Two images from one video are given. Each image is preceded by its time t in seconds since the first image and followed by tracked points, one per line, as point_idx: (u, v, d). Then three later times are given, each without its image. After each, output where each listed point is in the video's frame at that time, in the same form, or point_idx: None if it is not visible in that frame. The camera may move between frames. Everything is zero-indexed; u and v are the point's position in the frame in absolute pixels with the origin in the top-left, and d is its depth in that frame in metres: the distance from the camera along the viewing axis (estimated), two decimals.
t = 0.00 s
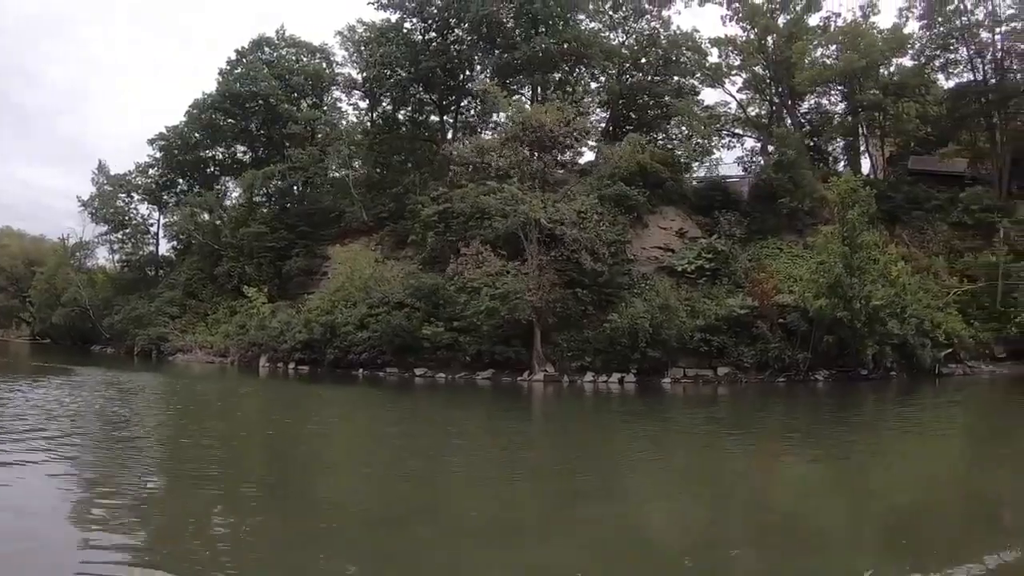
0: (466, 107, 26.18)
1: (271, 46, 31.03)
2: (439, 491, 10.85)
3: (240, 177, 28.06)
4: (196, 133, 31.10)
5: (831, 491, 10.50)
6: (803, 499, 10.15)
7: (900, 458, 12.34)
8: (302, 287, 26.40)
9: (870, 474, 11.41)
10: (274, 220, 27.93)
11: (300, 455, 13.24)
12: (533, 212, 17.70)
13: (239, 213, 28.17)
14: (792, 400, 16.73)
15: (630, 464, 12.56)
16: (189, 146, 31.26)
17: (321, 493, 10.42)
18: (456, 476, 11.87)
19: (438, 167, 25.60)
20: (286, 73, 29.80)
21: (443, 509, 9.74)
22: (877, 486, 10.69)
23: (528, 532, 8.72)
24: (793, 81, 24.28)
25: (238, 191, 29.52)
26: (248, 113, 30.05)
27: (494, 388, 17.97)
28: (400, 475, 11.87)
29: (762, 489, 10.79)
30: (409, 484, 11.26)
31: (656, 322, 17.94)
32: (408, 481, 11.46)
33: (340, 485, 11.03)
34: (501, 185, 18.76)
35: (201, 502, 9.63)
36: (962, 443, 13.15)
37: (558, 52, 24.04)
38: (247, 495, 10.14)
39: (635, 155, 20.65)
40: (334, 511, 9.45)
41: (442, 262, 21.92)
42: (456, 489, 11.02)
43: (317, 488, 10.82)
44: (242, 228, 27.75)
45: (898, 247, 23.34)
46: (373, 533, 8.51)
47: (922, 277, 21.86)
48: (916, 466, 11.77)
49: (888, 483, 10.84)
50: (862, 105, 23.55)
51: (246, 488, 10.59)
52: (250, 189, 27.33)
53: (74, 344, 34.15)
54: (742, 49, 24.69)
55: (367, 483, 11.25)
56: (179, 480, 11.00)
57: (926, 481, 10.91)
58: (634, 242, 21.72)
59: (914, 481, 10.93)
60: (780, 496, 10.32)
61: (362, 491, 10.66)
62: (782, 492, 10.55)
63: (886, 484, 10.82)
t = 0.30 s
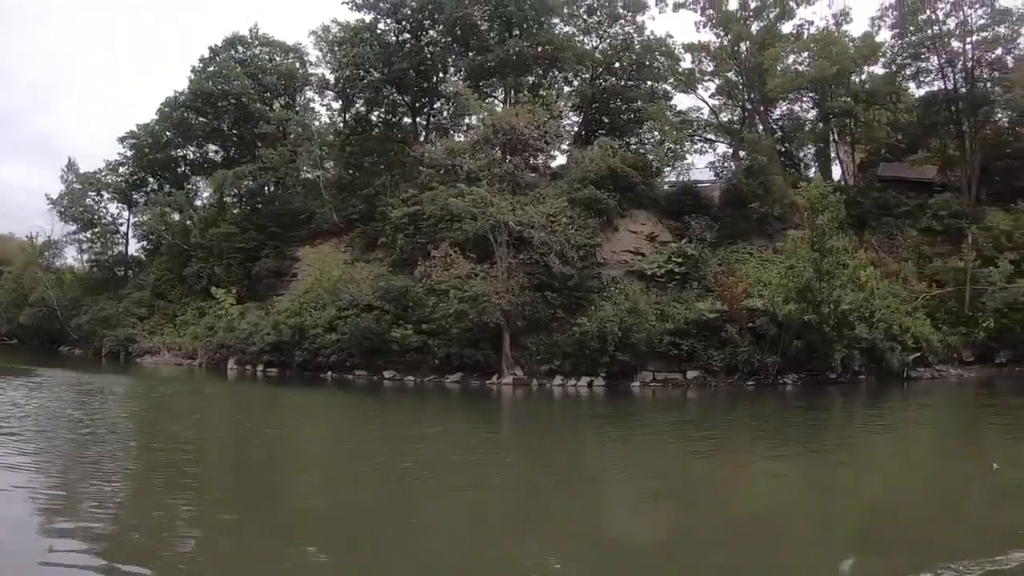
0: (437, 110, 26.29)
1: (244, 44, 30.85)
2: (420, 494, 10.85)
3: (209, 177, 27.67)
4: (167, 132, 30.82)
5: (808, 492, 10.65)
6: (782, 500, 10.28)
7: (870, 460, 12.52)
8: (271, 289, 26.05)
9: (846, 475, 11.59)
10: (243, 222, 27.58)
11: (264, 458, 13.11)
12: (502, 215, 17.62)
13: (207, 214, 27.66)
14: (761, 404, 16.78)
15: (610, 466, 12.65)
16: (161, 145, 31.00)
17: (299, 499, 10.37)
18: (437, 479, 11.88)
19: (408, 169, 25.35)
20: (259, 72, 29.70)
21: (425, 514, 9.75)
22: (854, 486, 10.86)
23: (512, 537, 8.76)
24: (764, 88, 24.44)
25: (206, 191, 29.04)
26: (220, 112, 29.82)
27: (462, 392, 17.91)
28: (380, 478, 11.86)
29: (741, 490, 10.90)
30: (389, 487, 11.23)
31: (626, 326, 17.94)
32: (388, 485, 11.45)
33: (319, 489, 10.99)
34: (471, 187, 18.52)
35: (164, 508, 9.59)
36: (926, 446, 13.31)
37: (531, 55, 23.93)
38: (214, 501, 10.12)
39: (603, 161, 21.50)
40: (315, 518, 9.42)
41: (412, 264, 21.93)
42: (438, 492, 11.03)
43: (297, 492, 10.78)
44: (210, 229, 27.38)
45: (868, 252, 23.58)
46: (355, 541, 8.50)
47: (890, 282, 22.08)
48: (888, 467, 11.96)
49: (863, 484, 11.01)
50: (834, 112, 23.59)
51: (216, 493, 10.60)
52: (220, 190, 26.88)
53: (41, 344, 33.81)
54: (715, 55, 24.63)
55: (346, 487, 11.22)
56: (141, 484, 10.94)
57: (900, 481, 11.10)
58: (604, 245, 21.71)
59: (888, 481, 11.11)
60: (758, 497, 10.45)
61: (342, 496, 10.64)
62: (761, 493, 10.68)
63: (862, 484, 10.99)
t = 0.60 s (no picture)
0: (412, 111, 26.12)
1: (220, 41, 30.82)
2: (396, 496, 10.82)
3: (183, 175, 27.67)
4: (141, 129, 30.37)
5: (784, 494, 10.70)
6: (752, 502, 10.38)
7: (843, 462, 12.61)
8: (243, 290, 25.88)
9: (822, 478, 11.66)
10: (215, 220, 27.41)
11: (232, 458, 13.04)
12: (472, 215, 17.63)
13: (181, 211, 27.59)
14: (731, 406, 16.83)
15: (587, 469, 12.66)
16: (133, 142, 30.49)
17: (271, 501, 10.32)
18: (413, 481, 11.84)
19: (382, 168, 25.11)
20: (234, 70, 29.58)
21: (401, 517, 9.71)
22: (830, 489, 10.93)
23: (489, 540, 8.73)
24: (739, 94, 24.57)
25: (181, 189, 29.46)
26: (194, 110, 29.56)
27: (433, 394, 17.87)
28: (355, 480, 11.81)
29: (717, 492, 10.96)
30: (364, 489, 11.19)
31: (597, 328, 17.95)
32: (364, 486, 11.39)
33: (293, 492, 10.91)
34: (443, 188, 18.56)
35: (137, 507, 9.71)
36: (895, 449, 13.46)
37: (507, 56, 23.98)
38: (185, 500, 10.19)
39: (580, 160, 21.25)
40: (287, 519, 9.40)
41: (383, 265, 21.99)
42: (413, 494, 10.99)
43: (271, 494, 10.70)
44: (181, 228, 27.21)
45: (840, 257, 23.80)
46: (329, 543, 8.44)
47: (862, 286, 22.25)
48: (862, 470, 12.05)
49: (838, 486, 11.08)
50: (808, 118, 23.52)
51: (186, 492, 10.66)
52: (193, 188, 26.84)
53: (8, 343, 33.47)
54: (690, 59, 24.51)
55: (321, 488, 11.17)
56: (110, 483, 11.00)
57: (875, 484, 11.17)
58: (577, 248, 21.73)
59: (863, 484, 11.18)
60: (734, 500, 10.50)
61: (316, 498, 10.57)
62: (736, 496, 10.73)
63: (836, 486, 11.07)
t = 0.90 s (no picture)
0: (388, 110, 26.47)
1: (197, 38, 30.51)
2: (371, 499, 10.74)
3: (156, 173, 27.30)
4: (115, 125, 30.14)
5: (760, 498, 10.73)
6: (719, 503, 10.57)
7: (817, 467, 12.69)
8: (215, 290, 25.88)
9: (787, 479, 11.89)
10: (188, 219, 27.34)
11: (201, 459, 13.02)
12: (444, 216, 17.63)
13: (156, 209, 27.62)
14: (703, 410, 16.87)
15: (564, 472, 12.64)
16: (107, 138, 30.30)
17: (244, 503, 10.22)
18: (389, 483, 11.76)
19: (356, 168, 24.81)
20: (210, 67, 29.68)
21: (376, 519, 9.63)
22: (806, 493, 10.98)
23: (465, 544, 8.68)
24: (715, 99, 24.74)
25: (154, 187, 29.38)
26: (168, 106, 29.24)
27: (404, 396, 17.82)
28: (330, 482, 11.72)
29: (685, 494, 11.16)
30: (339, 491, 11.10)
31: (569, 332, 17.98)
32: (340, 488, 11.30)
33: (267, 494, 10.80)
34: (414, 189, 18.56)
35: (97, 510, 9.64)
36: (864, 453, 13.57)
37: (484, 57, 23.94)
38: (154, 501, 10.14)
39: (554, 164, 21.41)
40: (260, 519, 9.47)
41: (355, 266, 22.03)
42: (390, 496, 10.92)
43: (245, 496, 10.59)
44: (154, 226, 27.07)
45: (814, 263, 24.01)
46: (304, 546, 8.44)
47: (835, 291, 22.46)
48: (837, 474, 12.13)
49: (814, 490, 11.15)
50: (784, 124, 23.84)
51: (156, 493, 10.60)
52: (167, 186, 26.58)
53: None
54: (668, 64, 24.81)
55: (296, 490, 11.07)
56: (77, 484, 10.90)
57: (850, 488, 11.24)
58: (551, 251, 21.78)
59: (839, 488, 11.25)
60: (701, 501, 10.70)
61: (290, 500, 10.48)
62: (703, 497, 10.93)
63: (813, 491, 11.13)
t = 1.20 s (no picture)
0: (369, 111, 26.55)
1: (180, 35, 30.44)
2: (354, 500, 10.76)
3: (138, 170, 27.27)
4: (96, 123, 30.08)
5: (731, 501, 10.91)
6: (690, 505, 10.72)
7: (796, 470, 12.80)
8: (193, 289, 25.53)
9: (758, 482, 12.07)
10: (167, 218, 27.22)
11: (176, 458, 13.03)
12: (423, 218, 17.67)
13: (134, 207, 27.51)
14: (681, 414, 16.87)
15: (546, 474, 12.70)
16: (88, 136, 30.18)
17: (224, 505, 10.22)
18: (372, 485, 11.79)
19: (336, 168, 24.70)
20: (193, 64, 29.50)
21: (360, 521, 9.65)
22: (782, 496, 11.09)
23: (446, 546, 8.71)
24: (698, 104, 24.79)
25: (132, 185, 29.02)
26: (150, 104, 29.03)
27: (382, 398, 17.81)
28: (310, 482, 11.76)
29: (659, 495, 11.31)
30: (319, 492, 11.13)
31: (548, 335, 18.00)
32: (323, 490, 11.29)
33: (249, 495, 10.80)
34: (391, 190, 18.55)
35: (63, 509, 9.64)
36: (840, 457, 13.68)
37: (466, 59, 23.97)
38: (130, 500, 10.21)
39: (534, 167, 21.80)
40: (236, 519, 9.54)
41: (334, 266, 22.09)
42: (372, 498, 10.94)
43: (227, 498, 10.58)
44: (133, 224, 26.98)
45: (794, 268, 24.19)
46: (280, 546, 8.52)
47: (814, 297, 22.62)
48: (817, 478, 12.24)
49: (793, 494, 11.25)
50: (766, 130, 23.87)
51: (133, 493, 10.63)
52: (145, 183, 26.26)
53: None
54: (651, 68, 24.61)
55: (278, 492, 11.07)
56: (52, 483, 10.93)
57: (826, 491, 11.36)
58: (530, 254, 21.85)
59: (816, 491, 11.37)
60: (673, 503, 10.84)
61: (272, 502, 10.48)
62: (676, 499, 11.08)
63: (787, 493, 11.28)
